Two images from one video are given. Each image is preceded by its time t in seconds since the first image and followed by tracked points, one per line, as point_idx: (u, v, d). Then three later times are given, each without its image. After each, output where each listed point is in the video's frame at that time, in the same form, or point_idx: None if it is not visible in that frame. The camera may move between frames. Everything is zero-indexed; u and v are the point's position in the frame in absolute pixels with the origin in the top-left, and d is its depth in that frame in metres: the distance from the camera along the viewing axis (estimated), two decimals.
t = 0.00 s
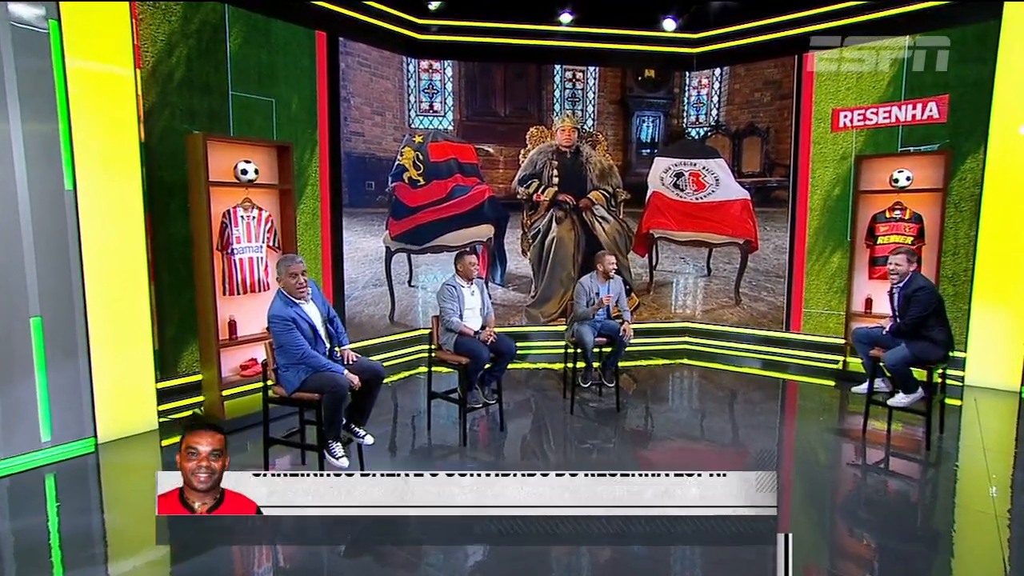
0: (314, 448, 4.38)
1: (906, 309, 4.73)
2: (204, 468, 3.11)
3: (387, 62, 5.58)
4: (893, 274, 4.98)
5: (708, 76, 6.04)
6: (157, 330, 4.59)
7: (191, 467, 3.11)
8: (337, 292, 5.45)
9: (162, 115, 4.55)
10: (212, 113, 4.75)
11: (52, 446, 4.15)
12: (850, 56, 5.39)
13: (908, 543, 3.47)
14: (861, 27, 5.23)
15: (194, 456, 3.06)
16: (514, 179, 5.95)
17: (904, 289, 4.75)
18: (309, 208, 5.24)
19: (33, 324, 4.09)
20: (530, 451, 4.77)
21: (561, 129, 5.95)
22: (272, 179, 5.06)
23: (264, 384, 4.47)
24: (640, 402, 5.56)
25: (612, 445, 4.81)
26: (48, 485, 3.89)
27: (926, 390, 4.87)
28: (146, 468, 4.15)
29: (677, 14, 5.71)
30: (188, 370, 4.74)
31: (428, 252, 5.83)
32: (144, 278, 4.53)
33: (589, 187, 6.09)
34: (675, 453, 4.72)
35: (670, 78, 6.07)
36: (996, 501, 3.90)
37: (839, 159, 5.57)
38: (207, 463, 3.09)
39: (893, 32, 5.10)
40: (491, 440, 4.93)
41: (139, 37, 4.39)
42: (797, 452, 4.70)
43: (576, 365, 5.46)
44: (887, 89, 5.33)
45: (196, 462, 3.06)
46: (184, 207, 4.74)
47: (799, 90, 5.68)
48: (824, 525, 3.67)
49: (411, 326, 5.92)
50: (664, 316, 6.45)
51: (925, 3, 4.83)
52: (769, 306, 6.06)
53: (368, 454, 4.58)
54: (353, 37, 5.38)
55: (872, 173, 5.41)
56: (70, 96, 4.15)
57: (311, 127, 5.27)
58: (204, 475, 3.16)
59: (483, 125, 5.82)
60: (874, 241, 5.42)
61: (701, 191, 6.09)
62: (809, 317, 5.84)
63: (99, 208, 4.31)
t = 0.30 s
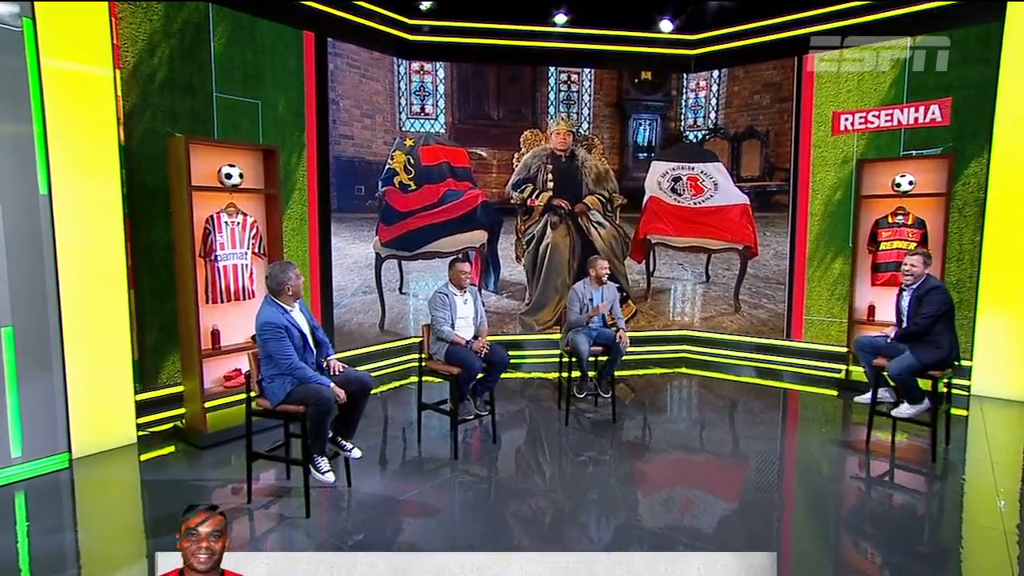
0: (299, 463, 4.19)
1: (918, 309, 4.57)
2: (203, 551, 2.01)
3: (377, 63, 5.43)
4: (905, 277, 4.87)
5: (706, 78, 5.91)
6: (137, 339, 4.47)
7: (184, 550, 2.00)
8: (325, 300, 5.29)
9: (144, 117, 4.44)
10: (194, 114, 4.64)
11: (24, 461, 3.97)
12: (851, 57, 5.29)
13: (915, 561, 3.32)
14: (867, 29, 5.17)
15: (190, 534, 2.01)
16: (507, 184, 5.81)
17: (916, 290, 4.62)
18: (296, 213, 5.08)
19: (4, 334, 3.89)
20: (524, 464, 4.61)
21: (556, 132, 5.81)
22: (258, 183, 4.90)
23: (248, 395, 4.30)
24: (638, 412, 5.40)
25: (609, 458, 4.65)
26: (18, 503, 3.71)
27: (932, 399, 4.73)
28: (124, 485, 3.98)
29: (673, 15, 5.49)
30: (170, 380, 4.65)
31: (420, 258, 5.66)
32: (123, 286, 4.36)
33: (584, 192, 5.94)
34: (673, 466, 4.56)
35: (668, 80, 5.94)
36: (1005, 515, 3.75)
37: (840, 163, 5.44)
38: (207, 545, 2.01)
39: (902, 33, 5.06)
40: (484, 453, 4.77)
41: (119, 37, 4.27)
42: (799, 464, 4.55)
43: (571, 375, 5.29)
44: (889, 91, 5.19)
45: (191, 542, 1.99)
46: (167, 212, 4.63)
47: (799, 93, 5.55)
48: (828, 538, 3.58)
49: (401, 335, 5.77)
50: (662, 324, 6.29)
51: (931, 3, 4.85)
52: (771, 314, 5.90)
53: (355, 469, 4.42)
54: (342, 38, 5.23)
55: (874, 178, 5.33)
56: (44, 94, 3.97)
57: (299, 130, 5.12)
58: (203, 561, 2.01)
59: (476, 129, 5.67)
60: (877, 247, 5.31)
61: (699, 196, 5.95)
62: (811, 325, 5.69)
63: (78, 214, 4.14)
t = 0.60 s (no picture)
0: (287, 478, 4.03)
1: (937, 318, 4.38)
2: None
3: (371, 64, 5.28)
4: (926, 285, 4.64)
5: (710, 79, 5.74)
6: (121, 350, 4.32)
7: None
8: (317, 308, 5.13)
9: (129, 119, 4.29)
10: (182, 117, 4.50)
11: None
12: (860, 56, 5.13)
13: None
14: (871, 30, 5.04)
15: None
16: (506, 189, 5.65)
17: (937, 298, 4.42)
18: (287, 218, 4.93)
19: None
20: (523, 478, 4.43)
21: (556, 135, 5.65)
22: (247, 187, 4.75)
23: (234, 407, 4.11)
24: (640, 424, 5.22)
25: (610, 472, 4.48)
26: None
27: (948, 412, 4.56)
28: (106, 502, 3.82)
29: (676, 15, 5.35)
30: (155, 393, 4.48)
31: (415, 265, 5.50)
32: (107, 294, 4.22)
33: (584, 197, 5.77)
34: (677, 480, 4.38)
35: (670, 82, 5.78)
36: None
37: (849, 166, 5.27)
38: None
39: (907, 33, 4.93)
40: (481, 467, 4.60)
41: (103, 36, 4.14)
42: (808, 477, 4.37)
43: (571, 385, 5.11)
44: (900, 92, 5.03)
45: None
46: (152, 217, 4.48)
47: (806, 94, 5.39)
48: (839, 557, 3.40)
49: (397, 344, 5.60)
50: (664, 332, 6.08)
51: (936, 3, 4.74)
52: (777, 322, 5.71)
53: (346, 484, 4.24)
54: (335, 38, 5.08)
55: (885, 181, 5.17)
56: (25, 95, 3.81)
57: (291, 132, 4.97)
58: None
59: (474, 131, 5.53)
60: (887, 253, 5.15)
61: (703, 201, 5.78)
62: (819, 334, 5.51)
63: (61, 218, 3.99)
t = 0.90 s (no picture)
0: (277, 494, 3.85)
1: (963, 328, 4.19)
2: None
3: (370, 65, 5.13)
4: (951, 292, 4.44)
5: (720, 79, 5.55)
6: (109, 360, 4.16)
7: None
8: (314, 316, 4.98)
9: (119, 122, 4.14)
10: (174, 119, 4.36)
11: None
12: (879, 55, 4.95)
13: None
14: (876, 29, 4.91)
15: None
16: (509, 195, 5.49)
17: (963, 308, 4.25)
18: (283, 224, 4.78)
19: None
20: (526, 494, 4.25)
21: (561, 138, 5.48)
22: (241, 192, 4.60)
23: (223, 421, 3.95)
24: (648, 437, 5.03)
25: (616, 488, 4.29)
26: None
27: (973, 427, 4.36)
28: (91, 518, 3.66)
29: (684, 14, 5.19)
30: (144, 404, 4.33)
31: (415, 271, 5.34)
32: (95, 302, 4.07)
33: (590, 201, 5.59)
34: (687, 497, 4.19)
35: (679, 82, 5.59)
36: None
37: (865, 169, 5.07)
38: None
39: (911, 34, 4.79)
40: (482, 482, 4.42)
41: (92, 36, 4.00)
42: (825, 494, 4.17)
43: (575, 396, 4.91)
44: (919, 92, 4.84)
45: None
46: (143, 222, 4.31)
47: (820, 94, 5.20)
48: None
49: (396, 353, 5.44)
50: (673, 342, 5.87)
51: (939, 3, 4.62)
52: (790, 331, 5.49)
53: (341, 501, 4.07)
54: (332, 38, 4.93)
55: (902, 186, 4.98)
56: (11, 97, 3.69)
57: (287, 135, 4.82)
58: None
59: (477, 134, 5.37)
60: (906, 259, 4.94)
61: (713, 205, 5.59)
62: (835, 344, 5.29)
63: (48, 225, 3.85)
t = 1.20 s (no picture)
0: (265, 512, 3.67)
1: (979, 340, 4.03)
2: None
3: (367, 65, 4.96)
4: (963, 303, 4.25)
5: (729, 79, 5.36)
6: (91, 371, 3.99)
7: None
8: (308, 325, 4.80)
9: (104, 124, 3.98)
10: (162, 121, 4.19)
11: None
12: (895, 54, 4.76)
13: None
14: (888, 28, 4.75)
15: None
16: (511, 199, 5.30)
17: (978, 318, 4.06)
18: (276, 229, 4.62)
19: None
20: (527, 510, 4.05)
21: (563, 140, 5.30)
22: (231, 196, 4.43)
23: (208, 435, 3.78)
24: (656, 451, 4.82)
25: (621, 505, 4.08)
26: None
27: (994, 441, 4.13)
28: (70, 537, 3.49)
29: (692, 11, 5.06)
30: (128, 417, 4.15)
31: (413, 278, 5.16)
32: (77, 310, 3.91)
33: (594, 206, 5.40)
34: (696, 514, 3.98)
35: (686, 82, 5.39)
36: None
37: (881, 172, 4.86)
38: None
39: (911, 34, 4.67)
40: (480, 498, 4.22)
41: (76, 34, 3.86)
42: (841, 512, 3.95)
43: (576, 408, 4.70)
44: (937, 91, 4.64)
45: None
46: (129, 228, 4.14)
47: (833, 94, 5.00)
48: None
49: (392, 363, 5.25)
50: (681, 351, 5.65)
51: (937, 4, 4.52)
52: (803, 340, 5.27)
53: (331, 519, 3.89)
54: (328, 37, 4.77)
55: (921, 190, 4.78)
56: None
57: (279, 137, 4.66)
58: None
59: (477, 136, 5.19)
60: (925, 266, 4.73)
61: (722, 210, 5.37)
62: (850, 354, 5.07)
63: (26, 229, 3.72)
